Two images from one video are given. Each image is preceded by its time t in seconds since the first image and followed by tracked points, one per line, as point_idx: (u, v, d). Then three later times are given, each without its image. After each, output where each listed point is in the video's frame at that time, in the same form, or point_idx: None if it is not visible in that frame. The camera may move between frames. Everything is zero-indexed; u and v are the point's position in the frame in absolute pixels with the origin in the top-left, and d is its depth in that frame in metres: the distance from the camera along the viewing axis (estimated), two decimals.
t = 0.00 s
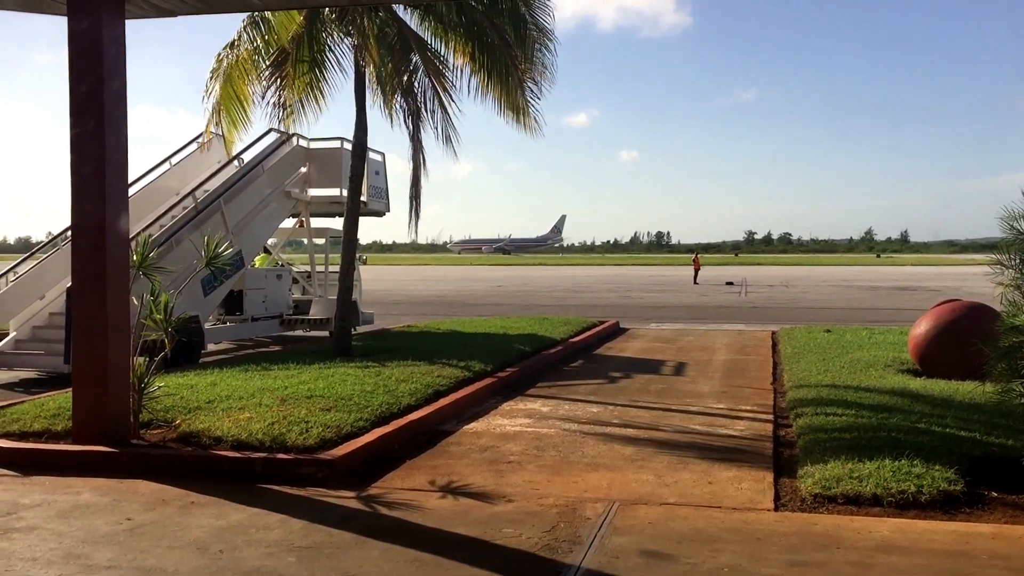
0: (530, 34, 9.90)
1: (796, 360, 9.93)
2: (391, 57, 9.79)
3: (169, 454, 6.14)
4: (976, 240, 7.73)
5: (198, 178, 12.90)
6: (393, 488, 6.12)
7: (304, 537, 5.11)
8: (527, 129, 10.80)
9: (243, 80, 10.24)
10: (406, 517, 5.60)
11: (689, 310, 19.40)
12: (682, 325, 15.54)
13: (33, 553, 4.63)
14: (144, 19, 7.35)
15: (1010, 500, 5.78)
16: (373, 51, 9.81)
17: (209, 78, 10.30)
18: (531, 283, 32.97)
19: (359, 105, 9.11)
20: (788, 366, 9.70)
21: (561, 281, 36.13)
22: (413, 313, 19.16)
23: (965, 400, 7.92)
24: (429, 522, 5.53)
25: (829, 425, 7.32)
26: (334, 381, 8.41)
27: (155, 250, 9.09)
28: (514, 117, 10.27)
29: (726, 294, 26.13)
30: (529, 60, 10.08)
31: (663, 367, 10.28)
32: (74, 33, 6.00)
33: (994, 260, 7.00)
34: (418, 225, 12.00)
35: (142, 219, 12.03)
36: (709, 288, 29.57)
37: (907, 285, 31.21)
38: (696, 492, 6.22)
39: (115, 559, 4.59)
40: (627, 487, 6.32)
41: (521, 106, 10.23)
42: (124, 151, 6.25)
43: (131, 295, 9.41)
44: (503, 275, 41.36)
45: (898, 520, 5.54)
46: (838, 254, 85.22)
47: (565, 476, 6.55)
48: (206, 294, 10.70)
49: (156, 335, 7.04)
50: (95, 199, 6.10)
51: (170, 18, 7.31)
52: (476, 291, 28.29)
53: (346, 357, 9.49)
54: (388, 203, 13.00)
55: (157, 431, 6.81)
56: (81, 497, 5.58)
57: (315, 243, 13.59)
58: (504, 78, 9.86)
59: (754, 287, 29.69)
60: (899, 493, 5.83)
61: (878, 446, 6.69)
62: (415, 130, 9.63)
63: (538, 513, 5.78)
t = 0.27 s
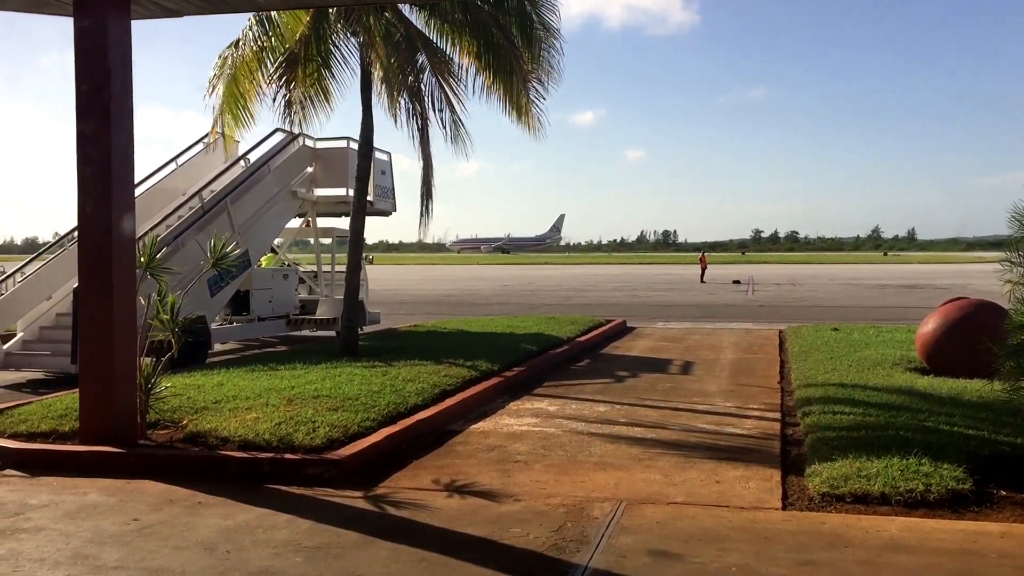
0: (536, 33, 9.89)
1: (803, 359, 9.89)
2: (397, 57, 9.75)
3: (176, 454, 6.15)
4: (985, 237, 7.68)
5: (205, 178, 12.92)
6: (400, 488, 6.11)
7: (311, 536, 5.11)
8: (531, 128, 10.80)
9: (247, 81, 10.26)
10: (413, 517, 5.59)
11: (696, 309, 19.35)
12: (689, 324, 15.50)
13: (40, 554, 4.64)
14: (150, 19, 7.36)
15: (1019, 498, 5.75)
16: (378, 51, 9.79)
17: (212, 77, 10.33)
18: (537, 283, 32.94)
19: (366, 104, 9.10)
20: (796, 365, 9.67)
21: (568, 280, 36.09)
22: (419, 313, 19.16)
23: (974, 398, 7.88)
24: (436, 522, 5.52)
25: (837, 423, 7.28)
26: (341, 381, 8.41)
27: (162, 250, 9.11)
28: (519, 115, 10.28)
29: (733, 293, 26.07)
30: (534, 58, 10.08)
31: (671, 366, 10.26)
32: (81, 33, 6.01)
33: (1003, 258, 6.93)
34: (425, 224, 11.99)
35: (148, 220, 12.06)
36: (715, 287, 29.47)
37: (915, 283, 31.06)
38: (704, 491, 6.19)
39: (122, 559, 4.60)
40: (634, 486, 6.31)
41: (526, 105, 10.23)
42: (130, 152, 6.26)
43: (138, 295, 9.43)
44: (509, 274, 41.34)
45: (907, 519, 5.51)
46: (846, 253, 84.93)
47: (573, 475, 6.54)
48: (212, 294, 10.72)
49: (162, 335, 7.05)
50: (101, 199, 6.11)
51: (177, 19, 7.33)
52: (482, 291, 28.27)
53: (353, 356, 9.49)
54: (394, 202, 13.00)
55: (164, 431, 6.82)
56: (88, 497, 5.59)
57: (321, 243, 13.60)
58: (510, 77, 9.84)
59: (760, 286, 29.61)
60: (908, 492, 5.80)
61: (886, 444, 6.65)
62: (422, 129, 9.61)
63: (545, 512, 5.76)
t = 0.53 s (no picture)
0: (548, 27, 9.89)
1: (816, 354, 9.85)
2: (410, 51, 9.78)
3: (188, 447, 6.20)
4: (1000, 232, 7.61)
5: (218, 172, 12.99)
6: (410, 482, 6.14)
7: (321, 530, 5.14)
8: (544, 123, 10.78)
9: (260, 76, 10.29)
10: (423, 510, 5.62)
11: (709, 304, 19.30)
12: (702, 319, 15.45)
13: (52, 545, 4.69)
14: (164, 14, 7.40)
15: None
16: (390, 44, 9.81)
17: (225, 71, 10.39)
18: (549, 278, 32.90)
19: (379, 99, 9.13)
20: (809, 360, 9.63)
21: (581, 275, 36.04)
22: (431, 307, 19.20)
23: (988, 394, 7.82)
24: (445, 516, 5.55)
25: (849, 419, 7.25)
26: (352, 375, 8.45)
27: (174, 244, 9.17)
28: (530, 110, 10.28)
29: (747, 288, 25.97)
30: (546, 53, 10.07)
31: (682, 361, 10.24)
32: (94, 28, 6.06)
33: (1018, 253, 6.87)
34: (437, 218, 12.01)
35: (162, 214, 12.14)
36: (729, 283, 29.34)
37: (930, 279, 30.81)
38: (714, 486, 6.19)
39: (133, 551, 4.65)
40: (644, 481, 6.31)
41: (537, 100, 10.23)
42: (143, 147, 6.30)
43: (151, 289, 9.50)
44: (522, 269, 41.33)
45: (918, 516, 5.48)
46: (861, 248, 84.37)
47: (583, 470, 6.55)
48: (225, 288, 10.78)
49: (174, 328, 7.10)
50: (114, 193, 6.16)
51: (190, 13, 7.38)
52: (494, 286, 28.28)
53: (365, 351, 9.53)
54: (407, 197, 13.02)
55: (176, 425, 6.88)
56: (101, 489, 5.65)
57: (334, 237, 13.65)
58: (522, 71, 9.84)
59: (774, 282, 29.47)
60: (919, 488, 5.77)
61: (898, 440, 6.62)
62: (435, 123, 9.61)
63: (555, 507, 5.78)
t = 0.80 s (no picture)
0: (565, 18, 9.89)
1: (832, 349, 9.79)
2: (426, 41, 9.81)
3: (201, 434, 6.29)
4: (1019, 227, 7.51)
5: (236, 162, 13.11)
6: (420, 472, 6.19)
7: (330, 518, 5.21)
8: (562, 114, 10.77)
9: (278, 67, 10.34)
10: (432, 500, 5.67)
11: (728, 298, 19.21)
12: (720, 312, 15.38)
13: (65, 530, 4.79)
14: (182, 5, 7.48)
15: None
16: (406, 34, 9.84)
17: (243, 62, 10.45)
18: (569, 270, 32.87)
19: (394, 90, 9.17)
20: (825, 355, 9.58)
21: (601, 267, 35.98)
22: (450, 298, 19.27)
23: (1005, 391, 7.74)
24: (454, 506, 5.60)
25: (862, 414, 7.21)
26: (366, 365, 8.52)
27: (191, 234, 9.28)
28: (547, 101, 10.28)
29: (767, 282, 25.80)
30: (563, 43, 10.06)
31: (697, 355, 10.22)
32: (111, 23, 6.15)
33: None
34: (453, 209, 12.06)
35: (180, 203, 12.28)
36: (750, 276, 29.15)
37: (955, 274, 30.43)
38: (723, 480, 6.18)
39: (144, 537, 4.74)
40: (653, 474, 6.32)
41: (554, 90, 10.23)
42: (159, 137, 6.38)
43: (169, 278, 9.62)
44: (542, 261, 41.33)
45: (928, 512, 5.46)
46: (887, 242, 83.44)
47: (592, 462, 6.57)
48: (242, 277, 10.90)
49: (189, 317, 7.20)
50: (129, 185, 6.26)
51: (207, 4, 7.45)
52: (513, 277, 28.30)
53: (380, 341, 9.60)
54: (424, 188, 13.07)
55: (191, 412, 6.98)
56: (114, 475, 5.76)
57: (351, 228, 13.73)
58: (538, 61, 9.84)
59: (796, 276, 29.25)
60: (930, 484, 5.74)
61: (911, 436, 6.58)
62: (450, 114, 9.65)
63: (563, 498, 5.81)
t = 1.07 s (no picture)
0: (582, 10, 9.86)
1: (848, 345, 9.72)
2: (442, 33, 9.89)
3: (215, 424, 6.38)
4: None
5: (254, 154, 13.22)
6: (431, 463, 6.24)
7: (340, 508, 5.27)
8: (579, 108, 10.76)
9: (294, 60, 10.40)
10: (442, 492, 5.72)
11: (746, 292, 19.11)
12: (737, 307, 15.31)
13: (79, 517, 4.89)
14: None
15: None
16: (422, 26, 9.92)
17: (260, 56, 10.52)
18: (588, 263, 32.82)
19: (410, 82, 9.20)
20: (840, 351, 9.52)
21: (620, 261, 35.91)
22: (468, 291, 19.33)
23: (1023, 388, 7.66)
24: (463, 498, 5.64)
25: (876, 411, 7.17)
26: (380, 356, 8.59)
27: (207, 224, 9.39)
28: (564, 94, 10.29)
29: (787, 277, 25.62)
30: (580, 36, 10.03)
31: (712, 349, 10.19)
32: (129, 21, 6.26)
33: None
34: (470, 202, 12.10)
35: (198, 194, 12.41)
36: (770, 271, 28.96)
37: (979, 270, 30.08)
38: (734, 475, 6.18)
39: (156, 524, 4.82)
40: (663, 469, 6.33)
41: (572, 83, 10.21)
42: (175, 128, 6.47)
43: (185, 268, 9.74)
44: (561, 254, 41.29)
45: (940, 510, 5.42)
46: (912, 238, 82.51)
47: (603, 456, 6.59)
48: (259, 268, 11.01)
49: (204, 307, 7.30)
50: (145, 179, 6.36)
51: None
52: (531, 271, 28.31)
53: (395, 333, 9.66)
54: (440, 180, 13.12)
55: (206, 402, 7.07)
56: (129, 463, 5.85)
57: (368, 220, 13.81)
58: (555, 54, 9.84)
59: (817, 271, 29.04)
60: (942, 482, 5.70)
61: (925, 433, 6.53)
62: (465, 107, 9.68)
63: (572, 492, 5.83)
